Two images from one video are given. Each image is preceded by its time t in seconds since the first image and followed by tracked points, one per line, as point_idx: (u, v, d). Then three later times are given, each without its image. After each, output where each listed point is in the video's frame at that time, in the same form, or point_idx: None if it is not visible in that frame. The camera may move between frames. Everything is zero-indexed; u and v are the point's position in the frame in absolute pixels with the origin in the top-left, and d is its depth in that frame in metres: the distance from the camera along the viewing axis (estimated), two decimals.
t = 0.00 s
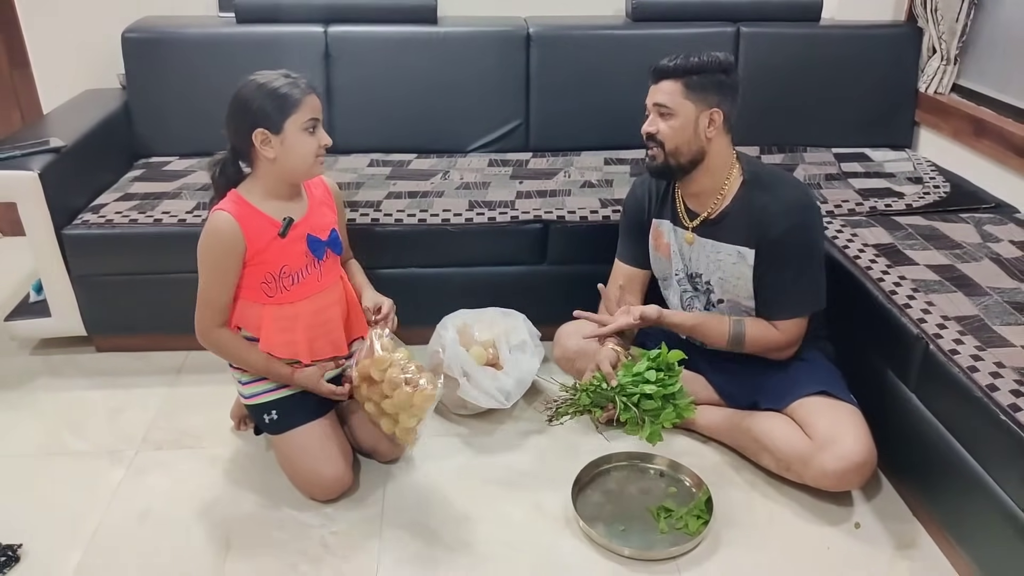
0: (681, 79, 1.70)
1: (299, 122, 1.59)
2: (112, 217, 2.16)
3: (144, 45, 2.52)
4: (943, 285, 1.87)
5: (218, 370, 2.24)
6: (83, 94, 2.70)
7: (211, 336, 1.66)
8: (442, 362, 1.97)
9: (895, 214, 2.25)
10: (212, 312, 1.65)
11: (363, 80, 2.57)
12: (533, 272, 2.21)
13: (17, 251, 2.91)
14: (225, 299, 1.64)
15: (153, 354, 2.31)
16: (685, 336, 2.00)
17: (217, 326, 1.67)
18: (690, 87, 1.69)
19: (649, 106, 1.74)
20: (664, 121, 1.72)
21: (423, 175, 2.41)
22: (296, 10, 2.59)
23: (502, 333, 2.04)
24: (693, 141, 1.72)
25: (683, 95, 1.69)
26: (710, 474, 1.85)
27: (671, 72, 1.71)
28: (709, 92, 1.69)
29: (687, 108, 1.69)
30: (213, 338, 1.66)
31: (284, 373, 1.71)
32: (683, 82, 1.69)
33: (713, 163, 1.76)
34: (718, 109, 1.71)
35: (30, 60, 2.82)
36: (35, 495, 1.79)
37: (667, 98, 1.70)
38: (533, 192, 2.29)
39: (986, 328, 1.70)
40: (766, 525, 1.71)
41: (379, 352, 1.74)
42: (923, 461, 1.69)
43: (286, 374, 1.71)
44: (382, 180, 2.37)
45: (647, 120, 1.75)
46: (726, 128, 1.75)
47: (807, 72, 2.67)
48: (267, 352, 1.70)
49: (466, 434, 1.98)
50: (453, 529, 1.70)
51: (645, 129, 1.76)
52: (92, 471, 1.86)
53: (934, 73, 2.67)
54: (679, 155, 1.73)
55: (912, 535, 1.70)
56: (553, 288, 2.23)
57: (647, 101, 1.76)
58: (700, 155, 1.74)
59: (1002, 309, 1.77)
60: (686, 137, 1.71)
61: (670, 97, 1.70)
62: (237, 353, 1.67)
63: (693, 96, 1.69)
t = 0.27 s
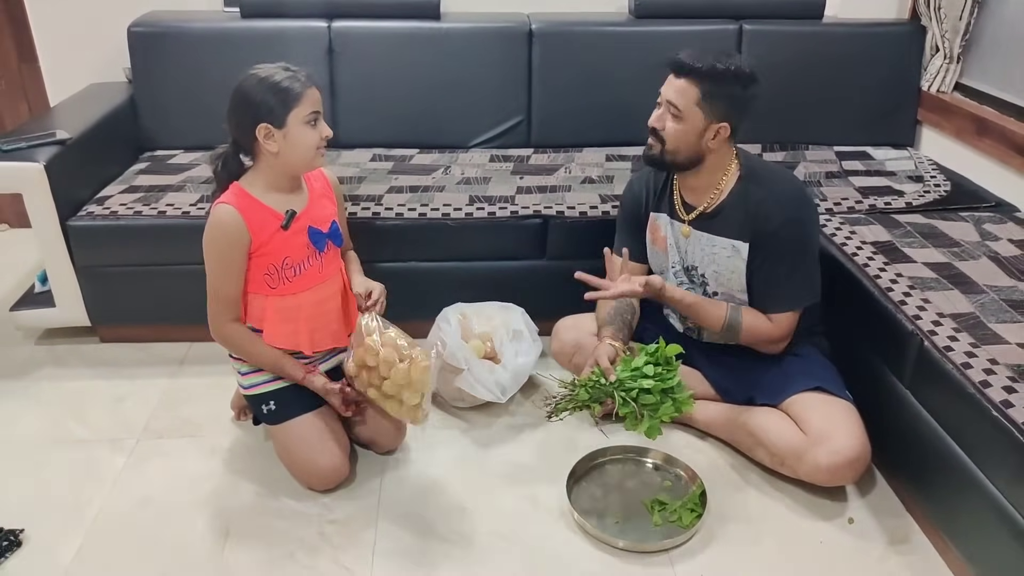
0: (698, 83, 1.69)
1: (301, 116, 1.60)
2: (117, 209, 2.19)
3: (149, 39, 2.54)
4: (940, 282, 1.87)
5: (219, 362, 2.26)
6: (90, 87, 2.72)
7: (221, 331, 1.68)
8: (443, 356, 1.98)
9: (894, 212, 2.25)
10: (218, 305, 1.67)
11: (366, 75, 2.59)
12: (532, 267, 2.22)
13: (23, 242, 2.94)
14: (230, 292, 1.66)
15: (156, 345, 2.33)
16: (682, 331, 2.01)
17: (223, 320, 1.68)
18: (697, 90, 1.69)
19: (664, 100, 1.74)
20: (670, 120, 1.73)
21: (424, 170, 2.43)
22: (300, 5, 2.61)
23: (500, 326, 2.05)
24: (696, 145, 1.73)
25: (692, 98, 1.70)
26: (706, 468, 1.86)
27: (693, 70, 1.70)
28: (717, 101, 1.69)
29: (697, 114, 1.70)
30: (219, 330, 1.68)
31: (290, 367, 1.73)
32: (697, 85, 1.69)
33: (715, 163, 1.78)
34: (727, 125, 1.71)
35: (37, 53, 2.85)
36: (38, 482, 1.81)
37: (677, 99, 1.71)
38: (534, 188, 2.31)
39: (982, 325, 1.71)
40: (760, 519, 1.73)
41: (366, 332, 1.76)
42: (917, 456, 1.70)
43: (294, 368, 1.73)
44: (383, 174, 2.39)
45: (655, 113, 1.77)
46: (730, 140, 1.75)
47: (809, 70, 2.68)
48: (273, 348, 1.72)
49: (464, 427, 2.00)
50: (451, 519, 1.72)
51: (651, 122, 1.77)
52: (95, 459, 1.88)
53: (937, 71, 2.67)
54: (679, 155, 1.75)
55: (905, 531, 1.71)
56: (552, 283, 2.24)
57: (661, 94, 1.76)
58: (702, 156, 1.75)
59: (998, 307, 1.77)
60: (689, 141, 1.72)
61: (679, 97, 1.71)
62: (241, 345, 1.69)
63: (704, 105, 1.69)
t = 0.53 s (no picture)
0: (703, 79, 1.71)
1: (302, 115, 1.61)
2: (121, 208, 2.21)
3: (152, 39, 2.56)
4: (939, 277, 1.88)
5: (222, 359, 2.28)
6: (94, 87, 2.74)
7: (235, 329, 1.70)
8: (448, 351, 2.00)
9: (894, 208, 2.26)
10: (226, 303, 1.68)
11: (367, 74, 2.60)
12: (533, 264, 2.23)
13: (28, 241, 2.96)
14: (238, 291, 1.67)
15: (160, 343, 2.35)
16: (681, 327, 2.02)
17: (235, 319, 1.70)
18: (703, 88, 1.71)
19: (668, 97, 1.76)
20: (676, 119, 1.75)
21: (426, 168, 2.44)
22: (302, 5, 2.63)
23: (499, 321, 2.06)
24: (700, 143, 1.74)
25: (699, 96, 1.71)
26: (705, 463, 1.87)
27: (699, 68, 1.71)
28: (721, 100, 1.71)
29: (701, 112, 1.72)
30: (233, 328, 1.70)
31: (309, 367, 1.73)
32: (702, 83, 1.71)
33: (717, 160, 1.79)
34: (731, 121, 1.73)
35: (41, 54, 2.87)
36: (43, 477, 1.83)
37: (683, 96, 1.72)
38: (534, 185, 2.32)
39: (980, 320, 1.71)
40: (759, 513, 1.73)
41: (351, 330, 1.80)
42: (916, 450, 1.71)
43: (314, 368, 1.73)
44: (385, 172, 2.41)
45: (662, 110, 1.78)
46: (735, 137, 1.77)
47: (809, 66, 2.68)
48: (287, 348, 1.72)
49: (465, 422, 2.01)
50: (452, 513, 1.73)
51: (657, 119, 1.79)
52: (99, 454, 1.90)
53: (937, 68, 2.68)
54: (683, 154, 1.77)
55: (903, 524, 1.72)
56: (552, 280, 2.25)
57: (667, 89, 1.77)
58: (707, 155, 1.77)
59: (996, 302, 1.78)
60: (694, 137, 1.74)
61: (684, 95, 1.72)
62: (253, 343, 1.70)
63: (709, 104, 1.71)
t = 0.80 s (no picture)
0: (697, 71, 1.72)
1: (298, 115, 1.61)
2: (120, 206, 2.21)
3: (150, 38, 2.56)
4: (933, 272, 1.88)
5: (221, 357, 2.28)
6: (92, 86, 2.74)
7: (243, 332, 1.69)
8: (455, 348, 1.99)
9: (891, 204, 2.27)
10: (233, 305, 1.67)
11: (366, 72, 2.61)
12: (532, 261, 2.24)
13: (27, 241, 2.96)
14: (246, 292, 1.66)
15: (160, 341, 2.36)
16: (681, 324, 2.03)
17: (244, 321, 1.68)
18: (699, 79, 1.72)
19: (663, 92, 1.77)
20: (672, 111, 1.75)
21: (425, 166, 2.45)
22: (300, 3, 2.63)
23: (499, 318, 2.07)
24: (697, 136, 1.75)
25: (695, 87, 1.72)
26: (704, 458, 1.88)
27: (690, 60, 1.72)
28: (718, 91, 1.72)
29: (697, 104, 1.73)
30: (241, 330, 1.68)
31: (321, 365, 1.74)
32: (696, 74, 1.72)
33: (714, 155, 1.80)
34: (726, 109, 1.74)
35: (39, 53, 2.87)
36: (43, 476, 1.84)
37: (678, 89, 1.73)
38: (534, 182, 2.34)
39: (974, 315, 1.72)
40: (757, 508, 1.74)
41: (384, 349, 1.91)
42: (910, 444, 1.71)
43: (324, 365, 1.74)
44: (384, 170, 2.41)
45: (658, 105, 1.79)
46: (731, 129, 1.78)
47: (807, 63, 2.69)
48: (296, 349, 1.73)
49: (465, 419, 2.02)
50: (451, 509, 1.74)
51: (654, 115, 1.79)
52: (99, 453, 1.90)
53: (933, 65, 2.69)
54: (682, 148, 1.77)
55: (899, 517, 1.73)
56: (551, 277, 2.26)
57: (662, 84, 1.78)
58: (705, 149, 1.78)
59: (991, 297, 1.79)
60: (691, 131, 1.75)
61: (679, 88, 1.73)
62: (263, 343, 1.70)
63: (703, 91, 1.72)
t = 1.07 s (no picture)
0: (702, 79, 1.72)
1: (298, 114, 1.60)
2: (117, 204, 2.18)
3: (149, 34, 2.54)
4: (935, 279, 1.89)
5: (220, 358, 2.27)
6: (89, 82, 2.71)
7: (240, 332, 1.68)
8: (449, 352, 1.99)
9: (891, 209, 2.27)
10: (231, 305, 1.66)
11: (367, 71, 2.59)
12: (534, 263, 2.24)
13: (20, 238, 2.93)
14: (244, 292, 1.65)
15: (157, 342, 2.33)
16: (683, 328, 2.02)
17: (242, 320, 1.67)
18: (702, 88, 1.72)
19: (668, 98, 1.78)
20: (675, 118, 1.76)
21: (427, 166, 2.44)
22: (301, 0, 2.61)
23: (503, 322, 2.06)
24: (700, 144, 1.75)
25: (700, 96, 1.72)
26: (705, 463, 1.88)
27: (695, 68, 1.72)
28: (721, 100, 1.72)
29: (700, 113, 1.72)
30: (238, 330, 1.67)
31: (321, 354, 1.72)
32: (700, 82, 1.72)
33: (716, 163, 1.80)
34: (730, 121, 1.73)
35: (35, 48, 2.84)
36: (40, 479, 1.82)
37: (683, 97, 1.73)
38: (537, 184, 2.34)
39: (976, 321, 1.73)
40: (760, 513, 1.75)
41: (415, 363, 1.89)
42: (913, 449, 1.72)
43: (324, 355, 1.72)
44: (386, 171, 2.40)
45: (662, 111, 1.79)
46: (734, 138, 1.78)
47: (808, 69, 2.70)
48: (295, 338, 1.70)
49: (466, 422, 2.01)
50: (453, 513, 1.73)
51: (658, 120, 1.80)
52: (96, 456, 1.89)
53: (932, 72, 2.69)
54: (683, 154, 1.77)
55: (900, 522, 1.74)
56: (553, 279, 2.26)
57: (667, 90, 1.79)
58: (707, 156, 1.78)
59: (992, 303, 1.80)
60: (694, 138, 1.75)
61: (683, 95, 1.74)
62: (261, 343, 1.68)
63: (708, 101, 1.72)
